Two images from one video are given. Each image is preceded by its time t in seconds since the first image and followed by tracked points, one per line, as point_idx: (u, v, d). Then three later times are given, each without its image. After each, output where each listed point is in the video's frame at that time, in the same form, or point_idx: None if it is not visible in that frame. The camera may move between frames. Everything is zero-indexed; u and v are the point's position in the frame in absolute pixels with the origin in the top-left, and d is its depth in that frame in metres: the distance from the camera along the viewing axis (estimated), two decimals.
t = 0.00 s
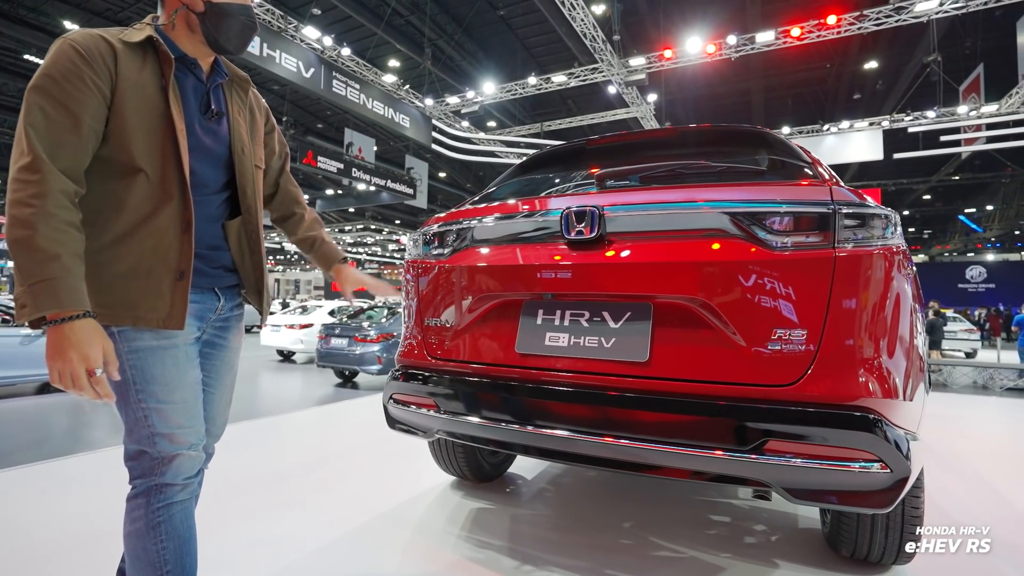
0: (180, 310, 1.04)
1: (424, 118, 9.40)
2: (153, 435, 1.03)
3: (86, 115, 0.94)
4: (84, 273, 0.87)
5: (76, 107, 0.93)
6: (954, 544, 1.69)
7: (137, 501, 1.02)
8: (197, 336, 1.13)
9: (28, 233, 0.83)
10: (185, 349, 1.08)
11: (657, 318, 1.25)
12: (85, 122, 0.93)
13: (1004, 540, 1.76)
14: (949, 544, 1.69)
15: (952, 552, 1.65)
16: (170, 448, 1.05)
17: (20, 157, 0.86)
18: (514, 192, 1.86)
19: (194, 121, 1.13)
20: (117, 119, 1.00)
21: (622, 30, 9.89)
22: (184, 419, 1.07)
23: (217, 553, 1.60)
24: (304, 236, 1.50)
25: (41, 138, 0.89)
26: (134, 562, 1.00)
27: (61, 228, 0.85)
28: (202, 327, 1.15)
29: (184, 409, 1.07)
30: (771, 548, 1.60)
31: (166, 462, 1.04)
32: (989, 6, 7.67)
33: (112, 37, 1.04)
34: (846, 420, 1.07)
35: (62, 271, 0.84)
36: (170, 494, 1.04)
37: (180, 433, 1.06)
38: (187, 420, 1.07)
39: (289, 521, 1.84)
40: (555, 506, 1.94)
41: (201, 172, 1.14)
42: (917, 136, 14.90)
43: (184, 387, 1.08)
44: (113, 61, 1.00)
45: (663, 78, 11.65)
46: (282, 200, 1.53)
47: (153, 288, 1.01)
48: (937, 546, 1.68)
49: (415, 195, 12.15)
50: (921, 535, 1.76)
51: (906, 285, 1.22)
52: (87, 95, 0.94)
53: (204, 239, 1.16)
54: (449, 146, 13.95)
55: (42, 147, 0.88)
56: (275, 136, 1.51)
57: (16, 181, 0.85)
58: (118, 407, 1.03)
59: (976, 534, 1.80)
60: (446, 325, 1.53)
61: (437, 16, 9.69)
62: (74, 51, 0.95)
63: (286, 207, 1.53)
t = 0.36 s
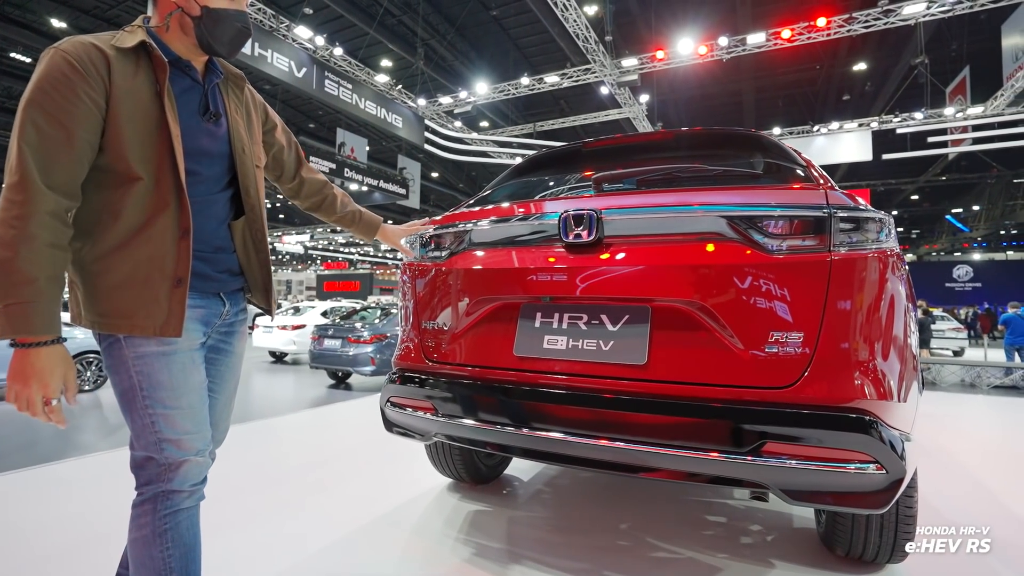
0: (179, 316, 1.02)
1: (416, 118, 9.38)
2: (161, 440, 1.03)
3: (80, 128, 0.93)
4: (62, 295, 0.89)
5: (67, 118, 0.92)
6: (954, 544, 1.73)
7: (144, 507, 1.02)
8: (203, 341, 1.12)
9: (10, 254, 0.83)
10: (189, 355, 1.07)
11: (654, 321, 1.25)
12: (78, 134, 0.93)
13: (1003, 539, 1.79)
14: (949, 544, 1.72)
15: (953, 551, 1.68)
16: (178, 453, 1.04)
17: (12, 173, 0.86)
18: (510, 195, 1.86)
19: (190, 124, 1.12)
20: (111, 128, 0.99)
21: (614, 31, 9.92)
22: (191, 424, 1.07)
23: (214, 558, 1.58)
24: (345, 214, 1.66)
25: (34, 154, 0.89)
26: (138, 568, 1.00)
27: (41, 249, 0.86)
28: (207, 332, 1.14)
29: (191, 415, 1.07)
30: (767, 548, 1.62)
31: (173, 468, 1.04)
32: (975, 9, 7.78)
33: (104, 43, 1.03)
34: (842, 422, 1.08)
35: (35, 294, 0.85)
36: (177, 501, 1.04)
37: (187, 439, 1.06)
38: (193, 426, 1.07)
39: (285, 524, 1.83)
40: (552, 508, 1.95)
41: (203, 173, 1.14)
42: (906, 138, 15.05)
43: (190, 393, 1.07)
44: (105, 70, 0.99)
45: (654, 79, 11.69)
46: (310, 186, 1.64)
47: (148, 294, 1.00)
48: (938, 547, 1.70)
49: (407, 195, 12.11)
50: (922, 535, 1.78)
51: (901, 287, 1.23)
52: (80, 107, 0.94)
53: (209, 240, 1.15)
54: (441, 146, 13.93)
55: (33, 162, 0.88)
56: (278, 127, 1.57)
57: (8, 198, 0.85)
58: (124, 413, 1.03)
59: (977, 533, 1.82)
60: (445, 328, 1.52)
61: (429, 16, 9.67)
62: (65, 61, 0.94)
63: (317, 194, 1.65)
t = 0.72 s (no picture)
0: (177, 324, 1.02)
1: (411, 118, 9.37)
2: (166, 446, 1.03)
3: (76, 139, 0.93)
4: (64, 304, 0.89)
5: (63, 129, 0.92)
6: (954, 544, 1.76)
7: (149, 512, 1.02)
8: (204, 347, 1.13)
9: (11, 263, 0.83)
10: (191, 360, 1.08)
11: (646, 326, 1.26)
12: (74, 145, 0.93)
13: (1002, 539, 1.82)
14: (949, 545, 1.75)
15: (953, 552, 1.71)
16: (183, 459, 1.04)
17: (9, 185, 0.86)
18: (504, 198, 1.87)
19: (185, 134, 1.12)
20: (106, 137, 0.99)
21: (609, 32, 9.95)
22: (196, 429, 1.06)
23: (208, 562, 1.58)
24: (339, 219, 1.66)
25: (32, 164, 0.89)
26: None
27: (43, 257, 0.86)
28: (208, 338, 1.15)
29: (196, 420, 1.07)
30: (758, 549, 1.63)
31: (180, 473, 1.04)
32: (964, 13, 7.86)
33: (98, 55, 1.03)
34: (830, 425, 1.10)
35: (40, 303, 0.85)
36: (183, 507, 1.04)
37: (192, 445, 1.05)
38: (198, 431, 1.07)
39: (279, 528, 1.83)
40: (545, 510, 1.95)
41: (198, 182, 1.14)
42: (897, 139, 15.18)
43: (194, 398, 1.07)
44: (100, 81, 1.00)
45: (648, 80, 11.74)
46: (300, 192, 1.63)
47: (146, 302, 1.01)
48: (939, 547, 1.73)
49: (402, 195, 12.09)
50: (922, 535, 1.81)
51: (888, 290, 1.25)
52: (76, 118, 0.94)
53: (207, 246, 1.15)
54: (435, 146, 13.91)
55: (31, 172, 0.88)
56: (269, 135, 1.58)
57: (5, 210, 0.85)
58: (128, 420, 1.03)
59: (976, 533, 1.85)
60: (439, 332, 1.53)
61: (424, 17, 9.66)
62: (61, 73, 0.94)
63: (308, 200, 1.65)
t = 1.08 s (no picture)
0: (172, 325, 1.04)
1: (409, 119, 9.38)
2: (161, 445, 1.04)
3: (76, 146, 0.96)
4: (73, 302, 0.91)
5: (64, 136, 0.95)
6: (954, 544, 1.79)
7: (143, 510, 1.03)
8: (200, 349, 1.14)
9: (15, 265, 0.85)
10: (187, 361, 1.09)
11: (635, 327, 1.28)
12: (75, 151, 0.95)
13: (1002, 539, 1.85)
14: (949, 545, 1.78)
15: (953, 552, 1.74)
16: (178, 457, 1.06)
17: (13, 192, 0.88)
18: (498, 201, 1.89)
19: (181, 140, 1.14)
20: (105, 144, 1.01)
21: (607, 32, 9.96)
22: (191, 429, 1.08)
23: (205, 560, 1.60)
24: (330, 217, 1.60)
25: (35, 172, 0.91)
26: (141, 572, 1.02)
27: (51, 258, 0.88)
28: (203, 340, 1.16)
29: (190, 421, 1.09)
30: (748, 547, 1.65)
31: (174, 472, 1.05)
32: (961, 13, 7.89)
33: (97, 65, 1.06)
34: (813, 424, 1.12)
35: (50, 301, 0.87)
36: (178, 504, 1.06)
37: (187, 444, 1.07)
38: (193, 431, 1.09)
39: (275, 527, 1.84)
40: (539, 509, 1.97)
41: (195, 188, 1.16)
42: (895, 139, 15.22)
43: (189, 399, 1.09)
44: (99, 90, 1.02)
45: (646, 80, 11.76)
46: (295, 195, 1.63)
47: (144, 304, 1.02)
48: (939, 547, 1.76)
49: (400, 196, 12.11)
50: (923, 536, 1.84)
51: (872, 291, 1.28)
52: (76, 125, 0.96)
53: (203, 250, 1.17)
54: (434, 146, 13.93)
55: (35, 180, 0.91)
56: (267, 140, 1.59)
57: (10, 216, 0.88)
58: (124, 420, 1.05)
59: (977, 534, 1.88)
60: (432, 332, 1.55)
61: (422, 17, 9.67)
62: (61, 83, 0.96)
63: (303, 202, 1.64)
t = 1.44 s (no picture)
0: (155, 333, 1.06)
1: (408, 120, 9.41)
2: (145, 449, 1.07)
3: (71, 159, 0.99)
4: (51, 310, 0.93)
5: (60, 149, 0.98)
6: (955, 544, 1.85)
7: (128, 511, 1.06)
8: (188, 355, 1.17)
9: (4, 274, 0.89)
10: (172, 368, 1.12)
11: (620, 333, 1.31)
12: (70, 165, 0.98)
13: (1002, 539, 1.91)
14: (949, 545, 1.84)
15: (952, 552, 1.80)
16: (162, 461, 1.09)
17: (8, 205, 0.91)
18: (490, 206, 1.92)
19: (178, 153, 1.16)
20: (101, 158, 1.04)
21: (607, 33, 9.98)
22: (175, 434, 1.11)
23: (198, 559, 1.63)
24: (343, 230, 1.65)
25: (30, 185, 0.94)
26: (125, 570, 1.05)
27: (36, 268, 0.91)
28: (193, 346, 1.19)
29: (175, 425, 1.12)
30: (734, 548, 1.68)
31: (157, 475, 1.08)
32: (960, 14, 7.90)
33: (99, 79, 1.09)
34: (791, 429, 1.14)
35: (26, 310, 0.90)
36: (160, 506, 1.09)
37: (170, 448, 1.10)
38: (178, 435, 1.12)
39: (269, 527, 1.87)
40: (530, 509, 2.00)
41: (190, 198, 1.18)
42: (894, 139, 15.25)
43: (174, 404, 1.11)
44: (97, 105, 1.04)
45: (645, 81, 11.79)
46: (307, 206, 1.63)
47: (129, 313, 1.05)
48: (939, 547, 1.82)
49: (400, 196, 12.14)
50: (923, 535, 1.89)
51: (853, 296, 1.31)
52: (72, 139, 0.99)
53: (196, 259, 1.19)
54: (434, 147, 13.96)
55: (29, 192, 0.94)
56: (271, 151, 1.58)
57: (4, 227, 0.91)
58: (112, 424, 1.08)
59: (976, 533, 1.94)
60: (423, 336, 1.58)
61: (422, 17, 9.71)
62: (61, 98, 1.00)
63: (314, 213, 1.64)
